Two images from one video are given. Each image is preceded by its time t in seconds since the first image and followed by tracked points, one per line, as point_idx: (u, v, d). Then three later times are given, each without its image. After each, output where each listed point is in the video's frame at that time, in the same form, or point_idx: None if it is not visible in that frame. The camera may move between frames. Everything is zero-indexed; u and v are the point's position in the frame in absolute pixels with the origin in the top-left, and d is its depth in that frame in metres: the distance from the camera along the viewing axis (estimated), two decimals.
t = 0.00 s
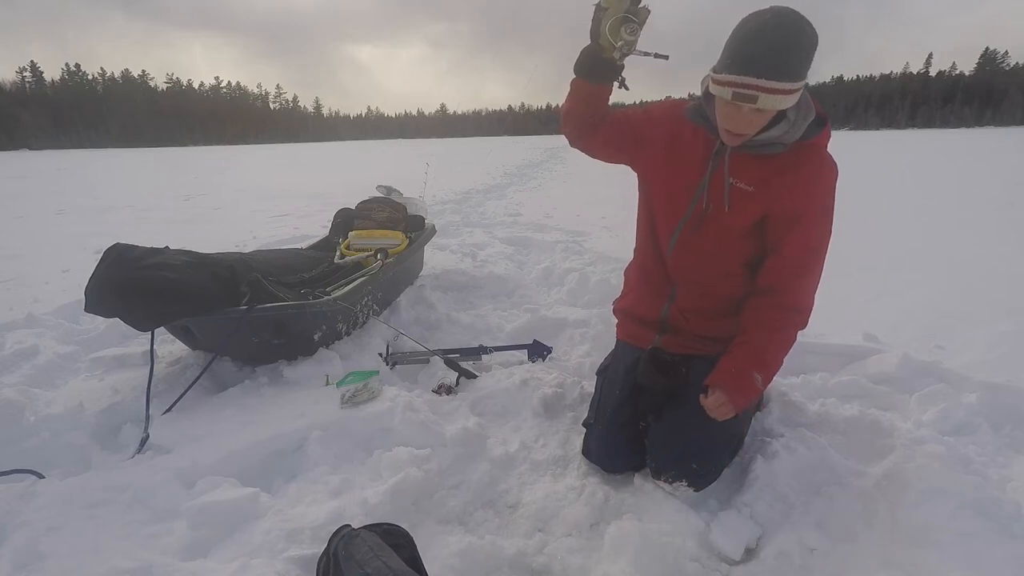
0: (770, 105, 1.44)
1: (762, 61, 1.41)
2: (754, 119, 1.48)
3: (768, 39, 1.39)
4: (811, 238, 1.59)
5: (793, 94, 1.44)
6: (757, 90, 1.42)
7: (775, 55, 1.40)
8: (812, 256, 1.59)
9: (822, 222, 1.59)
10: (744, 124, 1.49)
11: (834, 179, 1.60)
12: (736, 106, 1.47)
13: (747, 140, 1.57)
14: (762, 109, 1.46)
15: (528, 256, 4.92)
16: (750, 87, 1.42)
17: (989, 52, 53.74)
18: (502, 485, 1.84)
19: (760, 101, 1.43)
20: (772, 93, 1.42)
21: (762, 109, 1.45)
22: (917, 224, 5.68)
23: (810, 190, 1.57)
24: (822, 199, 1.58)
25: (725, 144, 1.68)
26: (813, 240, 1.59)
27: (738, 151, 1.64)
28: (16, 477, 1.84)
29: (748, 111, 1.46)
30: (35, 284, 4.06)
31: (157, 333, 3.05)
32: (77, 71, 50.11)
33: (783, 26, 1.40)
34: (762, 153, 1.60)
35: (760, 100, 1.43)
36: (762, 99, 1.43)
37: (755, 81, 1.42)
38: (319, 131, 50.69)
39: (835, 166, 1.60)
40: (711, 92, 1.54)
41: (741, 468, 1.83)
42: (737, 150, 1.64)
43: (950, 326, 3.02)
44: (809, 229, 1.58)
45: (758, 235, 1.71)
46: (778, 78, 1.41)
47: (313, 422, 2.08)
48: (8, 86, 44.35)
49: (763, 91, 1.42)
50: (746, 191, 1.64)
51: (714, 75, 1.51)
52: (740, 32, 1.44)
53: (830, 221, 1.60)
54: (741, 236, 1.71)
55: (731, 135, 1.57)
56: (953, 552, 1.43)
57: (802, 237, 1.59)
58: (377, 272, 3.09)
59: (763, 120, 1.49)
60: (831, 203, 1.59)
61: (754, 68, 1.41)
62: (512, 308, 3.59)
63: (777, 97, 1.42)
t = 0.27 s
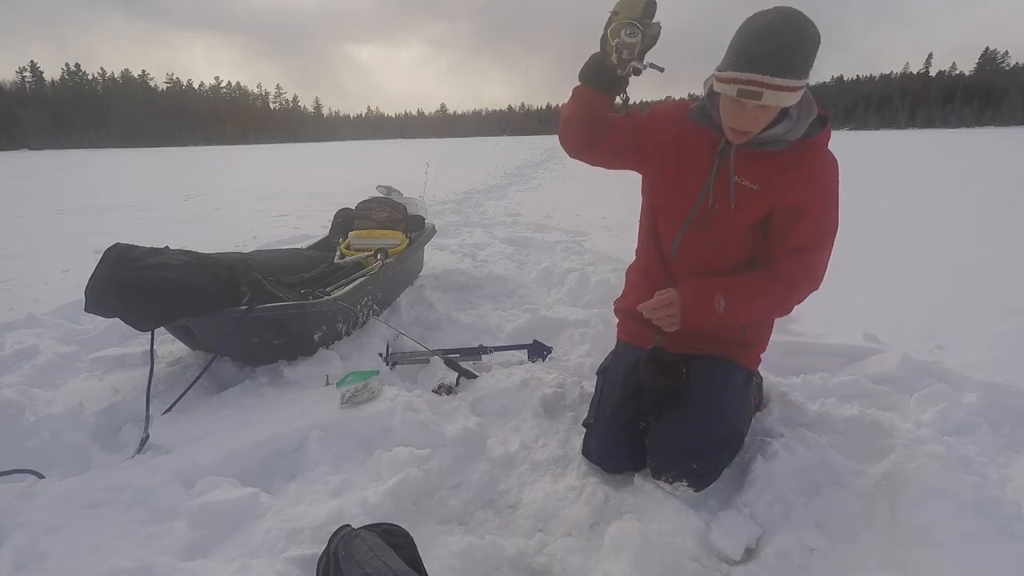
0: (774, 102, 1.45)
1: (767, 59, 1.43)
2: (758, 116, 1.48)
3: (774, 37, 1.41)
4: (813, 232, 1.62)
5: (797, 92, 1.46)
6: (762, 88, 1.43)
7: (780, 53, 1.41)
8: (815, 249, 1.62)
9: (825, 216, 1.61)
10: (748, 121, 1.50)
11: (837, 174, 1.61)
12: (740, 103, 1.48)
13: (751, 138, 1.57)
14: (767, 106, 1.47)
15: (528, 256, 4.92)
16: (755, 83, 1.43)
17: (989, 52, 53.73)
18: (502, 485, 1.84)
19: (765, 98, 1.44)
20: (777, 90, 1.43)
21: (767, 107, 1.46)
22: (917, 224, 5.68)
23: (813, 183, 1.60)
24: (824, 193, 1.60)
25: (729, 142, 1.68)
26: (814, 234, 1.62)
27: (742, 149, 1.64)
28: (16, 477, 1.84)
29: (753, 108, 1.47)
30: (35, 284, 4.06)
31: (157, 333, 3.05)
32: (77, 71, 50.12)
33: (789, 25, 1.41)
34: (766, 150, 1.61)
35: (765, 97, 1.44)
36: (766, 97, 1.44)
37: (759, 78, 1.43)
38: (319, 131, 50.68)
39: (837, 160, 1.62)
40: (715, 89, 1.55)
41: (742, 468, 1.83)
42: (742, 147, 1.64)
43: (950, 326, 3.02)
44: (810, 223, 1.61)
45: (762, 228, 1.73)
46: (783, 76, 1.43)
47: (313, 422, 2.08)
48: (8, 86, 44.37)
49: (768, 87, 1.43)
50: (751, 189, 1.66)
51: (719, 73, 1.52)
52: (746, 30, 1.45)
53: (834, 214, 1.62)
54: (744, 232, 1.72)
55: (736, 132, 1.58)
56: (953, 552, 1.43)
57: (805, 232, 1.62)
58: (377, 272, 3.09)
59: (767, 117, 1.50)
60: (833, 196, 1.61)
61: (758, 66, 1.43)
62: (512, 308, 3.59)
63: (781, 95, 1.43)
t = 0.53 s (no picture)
0: (777, 102, 1.50)
1: (770, 60, 1.48)
2: (761, 115, 1.54)
3: (779, 39, 1.47)
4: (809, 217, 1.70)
5: (799, 93, 1.51)
6: (766, 87, 1.48)
7: (783, 55, 1.47)
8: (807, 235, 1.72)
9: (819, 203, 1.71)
10: (752, 121, 1.55)
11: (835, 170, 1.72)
12: (743, 102, 1.53)
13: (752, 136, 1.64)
14: (769, 106, 1.52)
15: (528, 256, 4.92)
16: (759, 83, 1.48)
17: (989, 52, 53.71)
18: (502, 485, 1.84)
19: (768, 98, 1.49)
20: (779, 91, 1.48)
21: (769, 106, 1.52)
22: (917, 224, 5.68)
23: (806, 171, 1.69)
24: (820, 182, 1.69)
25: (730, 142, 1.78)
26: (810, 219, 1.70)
27: (742, 148, 1.73)
28: (15, 477, 1.84)
29: (756, 108, 1.52)
30: (35, 284, 4.06)
31: (157, 333, 3.05)
32: (77, 71, 50.14)
33: (792, 28, 1.47)
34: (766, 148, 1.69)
35: (768, 96, 1.49)
36: (769, 97, 1.49)
37: (763, 78, 1.48)
38: (319, 131, 50.68)
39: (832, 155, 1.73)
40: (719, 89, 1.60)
41: (742, 468, 1.83)
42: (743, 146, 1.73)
43: (950, 326, 3.02)
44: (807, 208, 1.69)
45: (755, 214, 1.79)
46: (785, 77, 1.48)
47: (313, 422, 2.08)
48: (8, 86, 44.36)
49: (771, 87, 1.48)
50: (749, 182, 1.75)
51: (723, 74, 1.57)
52: (751, 32, 1.51)
53: (825, 204, 1.72)
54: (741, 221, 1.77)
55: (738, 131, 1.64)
56: (954, 552, 1.43)
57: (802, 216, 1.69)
58: (377, 272, 3.09)
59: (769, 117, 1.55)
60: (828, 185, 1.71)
61: (763, 66, 1.48)
62: (512, 308, 3.59)
63: (784, 95, 1.49)
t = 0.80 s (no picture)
0: (775, 102, 1.52)
1: (767, 61, 1.50)
2: (758, 115, 1.56)
3: (775, 39, 1.49)
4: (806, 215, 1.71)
5: (796, 92, 1.53)
6: (763, 88, 1.50)
7: (780, 56, 1.49)
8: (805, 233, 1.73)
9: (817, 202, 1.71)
10: (749, 120, 1.57)
11: (833, 170, 1.74)
12: (741, 103, 1.55)
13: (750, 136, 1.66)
14: (767, 106, 1.54)
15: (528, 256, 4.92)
16: (757, 83, 1.50)
17: (988, 52, 53.70)
18: (502, 485, 1.84)
19: (766, 98, 1.51)
20: (777, 91, 1.50)
21: (767, 106, 1.54)
22: (917, 224, 5.68)
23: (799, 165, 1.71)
24: (818, 181, 1.70)
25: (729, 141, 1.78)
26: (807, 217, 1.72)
27: (741, 147, 1.74)
28: (15, 477, 1.84)
29: (754, 108, 1.54)
30: (35, 284, 4.06)
31: (157, 333, 3.05)
32: (77, 70, 50.18)
33: (789, 29, 1.49)
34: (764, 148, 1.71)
35: (766, 97, 1.51)
36: (767, 97, 1.51)
37: (760, 79, 1.50)
38: (319, 131, 50.67)
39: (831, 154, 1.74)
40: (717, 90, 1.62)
41: (742, 468, 1.83)
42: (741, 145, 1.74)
43: (950, 326, 3.02)
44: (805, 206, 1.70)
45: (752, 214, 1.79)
46: (783, 77, 1.50)
47: (313, 422, 2.08)
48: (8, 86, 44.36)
49: (768, 88, 1.50)
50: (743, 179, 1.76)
51: (721, 74, 1.59)
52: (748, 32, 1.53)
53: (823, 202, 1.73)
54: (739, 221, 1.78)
55: (736, 131, 1.66)
56: (954, 552, 1.43)
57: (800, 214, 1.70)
58: (377, 272, 3.09)
59: (766, 117, 1.58)
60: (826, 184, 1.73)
61: (760, 66, 1.50)
62: (512, 308, 3.59)
63: (782, 95, 1.51)
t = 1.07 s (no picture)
0: (769, 94, 1.53)
1: (760, 54, 1.51)
2: (752, 108, 1.57)
3: (769, 32, 1.50)
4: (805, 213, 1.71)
5: (791, 85, 1.54)
6: (756, 80, 1.52)
7: (772, 49, 1.50)
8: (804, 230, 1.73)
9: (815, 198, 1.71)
10: (744, 112, 1.58)
11: (830, 165, 1.73)
12: (735, 95, 1.57)
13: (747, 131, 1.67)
14: (761, 99, 1.55)
15: (528, 256, 4.92)
16: (750, 75, 1.51)
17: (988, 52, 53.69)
18: (502, 485, 1.84)
19: (759, 90, 1.53)
20: (770, 83, 1.51)
21: (761, 99, 1.55)
22: (917, 224, 5.68)
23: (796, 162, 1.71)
24: (815, 178, 1.70)
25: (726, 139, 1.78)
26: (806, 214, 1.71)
27: (739, 145, 1.74)
28: (15, 477, 1.84)
29: (747, 100, 1.56)
30: (35, 284, 4.06)
31: (157, 333, 3.05)
32: (77, 70, 50.18)
33: (782, 22, 1.51)
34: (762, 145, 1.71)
35: (759, 89, 1.52)
36: (760, 88, 1.53)
37: (753, 71, 1.52)
38: (319, 131, 50.68)
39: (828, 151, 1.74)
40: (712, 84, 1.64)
41: (742, 468, 1.83)
42: (738, 142, 1.74)
43: (950, 326, 3.02)
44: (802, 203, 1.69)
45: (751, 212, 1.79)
46: (776, 69, 1.51)
47: (313, 422, 2.08)
48: (8, 86, 44.35)
49: (761, 80, 1.51)
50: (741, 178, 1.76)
51: (716, 68, 1.61)
52: (742, 26, 1.54)
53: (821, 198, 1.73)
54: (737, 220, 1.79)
55: (732, 126, 1.68)
56: (954, 552, 1.43)
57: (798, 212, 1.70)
58: (377, 272, 3.09)
59: (761, 110, 1.59)
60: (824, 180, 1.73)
61: (753, 59, 1.52)
62: (512, 308, 3.59)
63: (775, 87, 1.52)
